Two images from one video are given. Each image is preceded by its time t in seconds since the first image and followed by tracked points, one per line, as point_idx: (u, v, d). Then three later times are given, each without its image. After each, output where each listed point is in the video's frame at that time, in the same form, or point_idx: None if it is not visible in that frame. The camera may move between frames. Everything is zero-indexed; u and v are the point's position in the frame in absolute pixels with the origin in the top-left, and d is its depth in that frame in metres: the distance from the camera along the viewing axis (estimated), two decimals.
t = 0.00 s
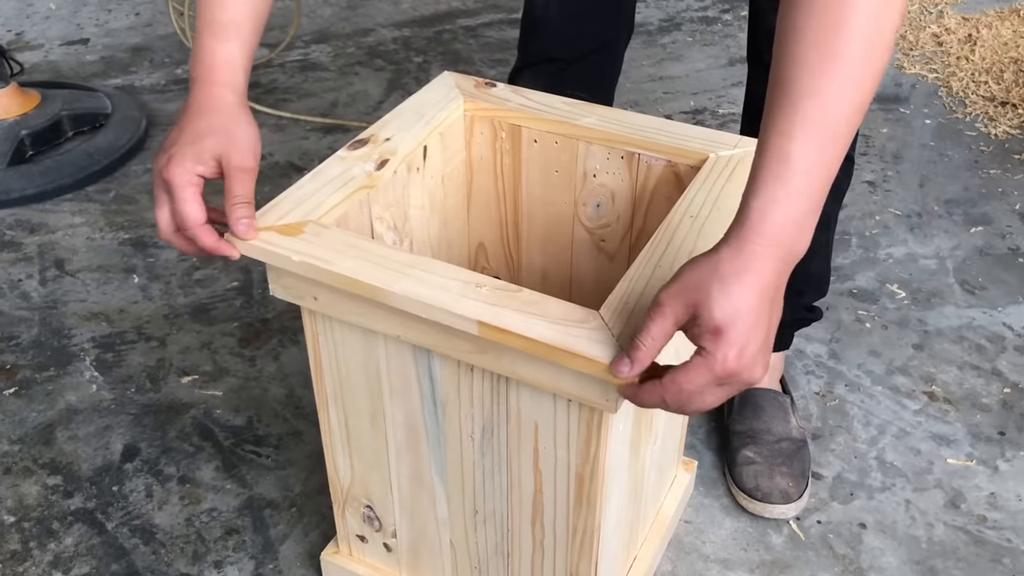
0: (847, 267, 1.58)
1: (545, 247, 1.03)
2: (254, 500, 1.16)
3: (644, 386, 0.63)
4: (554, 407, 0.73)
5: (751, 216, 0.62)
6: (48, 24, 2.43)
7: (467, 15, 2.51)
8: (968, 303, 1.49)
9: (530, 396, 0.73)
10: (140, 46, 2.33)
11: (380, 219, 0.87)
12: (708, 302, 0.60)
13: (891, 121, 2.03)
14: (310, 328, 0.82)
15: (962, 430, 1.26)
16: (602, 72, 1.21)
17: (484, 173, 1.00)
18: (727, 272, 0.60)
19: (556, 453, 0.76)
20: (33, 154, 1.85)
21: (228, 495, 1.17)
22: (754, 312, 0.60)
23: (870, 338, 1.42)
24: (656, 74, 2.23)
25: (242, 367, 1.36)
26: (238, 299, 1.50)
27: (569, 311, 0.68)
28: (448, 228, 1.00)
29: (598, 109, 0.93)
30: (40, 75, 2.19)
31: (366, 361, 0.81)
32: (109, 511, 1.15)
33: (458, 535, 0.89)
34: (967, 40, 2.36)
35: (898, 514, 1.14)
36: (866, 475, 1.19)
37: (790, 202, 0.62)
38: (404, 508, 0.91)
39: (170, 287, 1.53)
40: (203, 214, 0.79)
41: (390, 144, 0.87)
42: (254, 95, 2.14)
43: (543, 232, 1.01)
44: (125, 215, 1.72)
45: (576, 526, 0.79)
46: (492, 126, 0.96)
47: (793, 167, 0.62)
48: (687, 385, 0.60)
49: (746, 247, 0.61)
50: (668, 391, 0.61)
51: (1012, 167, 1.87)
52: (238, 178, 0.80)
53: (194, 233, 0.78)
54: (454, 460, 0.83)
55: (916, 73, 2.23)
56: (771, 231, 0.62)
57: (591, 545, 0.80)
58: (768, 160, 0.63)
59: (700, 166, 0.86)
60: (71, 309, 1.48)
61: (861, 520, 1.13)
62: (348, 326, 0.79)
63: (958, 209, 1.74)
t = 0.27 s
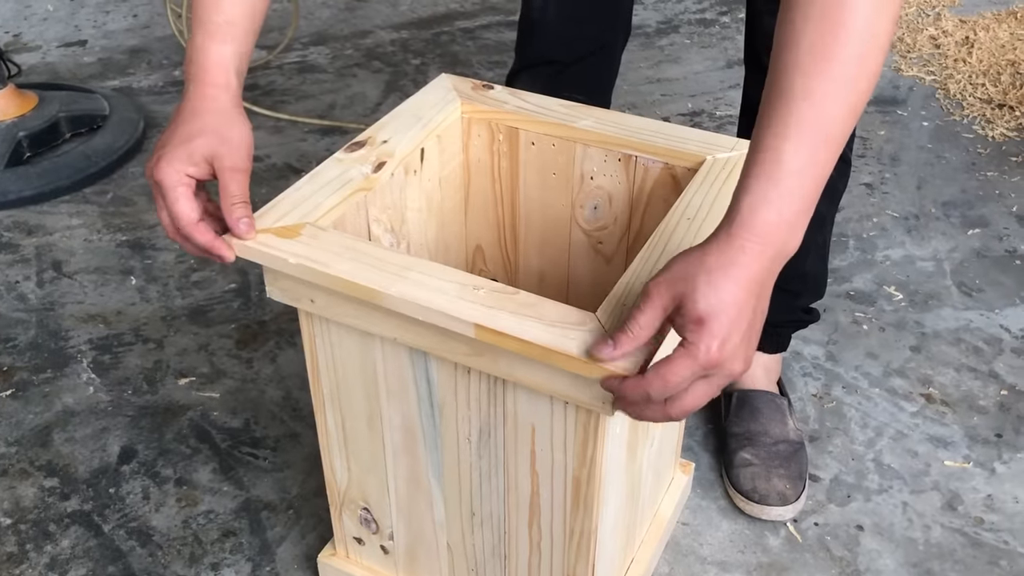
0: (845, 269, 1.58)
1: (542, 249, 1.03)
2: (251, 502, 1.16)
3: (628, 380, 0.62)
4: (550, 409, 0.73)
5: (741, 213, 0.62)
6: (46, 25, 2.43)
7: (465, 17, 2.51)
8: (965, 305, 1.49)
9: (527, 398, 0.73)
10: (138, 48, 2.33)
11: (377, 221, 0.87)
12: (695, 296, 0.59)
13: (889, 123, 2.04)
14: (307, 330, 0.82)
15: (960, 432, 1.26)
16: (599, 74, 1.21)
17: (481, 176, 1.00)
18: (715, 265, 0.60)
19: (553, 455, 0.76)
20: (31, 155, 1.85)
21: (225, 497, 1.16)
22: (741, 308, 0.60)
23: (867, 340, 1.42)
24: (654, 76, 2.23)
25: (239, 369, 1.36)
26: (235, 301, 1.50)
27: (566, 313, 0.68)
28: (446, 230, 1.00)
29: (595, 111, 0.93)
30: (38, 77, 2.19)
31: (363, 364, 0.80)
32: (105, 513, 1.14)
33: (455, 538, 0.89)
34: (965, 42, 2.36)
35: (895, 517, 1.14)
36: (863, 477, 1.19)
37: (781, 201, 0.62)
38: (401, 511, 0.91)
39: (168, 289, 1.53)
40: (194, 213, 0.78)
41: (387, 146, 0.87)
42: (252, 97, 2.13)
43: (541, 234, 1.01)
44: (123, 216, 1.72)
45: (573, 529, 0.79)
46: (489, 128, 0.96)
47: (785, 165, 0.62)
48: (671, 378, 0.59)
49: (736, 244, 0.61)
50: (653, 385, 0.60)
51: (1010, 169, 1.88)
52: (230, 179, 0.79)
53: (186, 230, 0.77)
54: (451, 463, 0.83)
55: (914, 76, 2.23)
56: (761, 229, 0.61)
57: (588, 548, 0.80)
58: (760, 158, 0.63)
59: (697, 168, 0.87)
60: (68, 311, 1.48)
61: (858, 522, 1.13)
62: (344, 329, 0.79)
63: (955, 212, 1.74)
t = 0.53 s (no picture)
0: (842, 269, 1.58)
1: (540, 249, 1.03)
2: (248, 504, 1.16)
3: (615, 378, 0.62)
4: (547, 411, 0.73)
5: (723, 203, 0.62)
6: (43, 26, 2.42)
7: (462, 17, 2.51)
8: (962, 306, 1.50)
9: (524, 400, 0.73)
10: (135, 49, 2.33)
11: (375, 222, 0.87)
12: (672, 283, 0.60)
13: (886, 124, 2.04)
14: (304, 331, 0.82)
15: (957, 432, 1.26)
16: (597, 75, 1.21)
17: (479, 176, 1.00)
18: (694, 252, 0.61)
19: (550, 456, 0.76)
20: (28, 156, 1.85)
21: (223, 498, 1.16)
22: (719, 299, 0.60)
23: (864, 341, 1.42)
24: (651, 77, 2.23)
25: (236, 370, 1.36)
26: (232, 302, 1.50)
27: (562, 314, 0.68)
28: (443, 231, 1.00)
29: (593, 112, 0.93)
30: (35, 78, 2.18)
31: (360, 365, 0.80)
32: (102, 515, 1.14)
33: (452, 538, 0.89)
34: (961, 44, 2.37)
35: (892, 517, 1.14)
36: (860, 478, 1.19)
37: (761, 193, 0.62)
38: (399, 512, 0.91)
39: (165, 290, 1.53)
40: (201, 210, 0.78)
41: (385, 147, 0.87)
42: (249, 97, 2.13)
43: (538, 235, 1.01)
44: (120, 217, 1.72)
45: (570, 530, 0.79)
46: (486, 129, 0.96)
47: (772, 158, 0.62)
48: (649, 367, 0.59)
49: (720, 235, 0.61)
50: (635, 375, 0.60)
51: (1006, 170, 1.88)
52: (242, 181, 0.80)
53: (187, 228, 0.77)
54: (448, 464, 0.83)
55: (911, 77, 2.23)
56: (742, 220, 0.62)
57: (585, 549, 0.80)
58: (746, 149, 0.63)
59: (693, 170, 0.87)
60: (65, 312, 1.48)
61: (855, 523, 1.13)
62: (341, 330, 0.79)
63: (952, 212, 1.74)
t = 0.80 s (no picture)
0: (840, 269, 1.59)
1: (538, 249, 1.03)
2: (247, 504, 1.16)
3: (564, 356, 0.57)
4: (546, 411, 0.73)
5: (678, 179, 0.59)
6: (41, 26, 2.42)
7: (461, 18, 2.51)
8: (960, 306, 1.50)
9: (522, 400, 0.73)
10: (133, 49, 2.33)
11: (373, 222, 0.87)
12: (616, 255, 0.56)
13: (884, 124, 2.04)
14: (302, 332, 0.82)
15: (955, 432, 1.26)
16: (595, 75, 1.21)
17: (478, 176, 1.00)
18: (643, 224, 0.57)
19: (548, 456, 0.76)
20: (26, 156, 1.85)
21: (221, 499, 1.16)
22: (664, 261, 0.56)
23: (863, 341, 1.42)
24: (650, 77, 2.23)
25: (235, 370, 1.36)
26: (231, 303, 1.50)
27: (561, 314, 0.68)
28: (441, 231, 1.00)
29: (591, 112, 0.93)
30: (33, 78, 2.18)
31: (358, 365, 0.80)
32: (101, 515, 1.14)
33: (451, 539, 0.89)
34: (960, 44, 2.37)
35: (890, 517, 1.14)
36: (859, 478, 1.19)
37: (717, 171, 0.59)
38: (397, 512, 0.91)
39: (163, 290, 1.53)
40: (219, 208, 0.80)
41: (383, 147, 0.88)
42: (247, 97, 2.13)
43: (536, 235, 1.02)
44: (119, 217, 1.72)
45: (568, 529, 0.79)
46: (485, 129, 0.96)
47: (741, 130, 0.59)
48: (580, 315, 0.55)
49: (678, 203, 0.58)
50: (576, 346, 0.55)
51: (1004, 170, 1.88)
52: (268, 175, 0.80)
53: (195, 224, 0.78)
54: (446, 464, 0.83)
55: (909, 77, 2.24)
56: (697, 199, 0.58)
57: (583, 548, 0.80)
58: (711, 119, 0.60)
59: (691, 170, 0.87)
60: (63, 312, 1.48)
61: (854, 523, 1.13)
62: (340, 330, 0.79)
63: (951, 212, 1.74)
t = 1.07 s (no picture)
0: (838, 269, 1.59)
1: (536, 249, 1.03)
2: (246, 504, 1.16)
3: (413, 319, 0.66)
4: (545, 410, 0.73)
5: (544, 169, 0.64)
6: (40, 26, 2.42)
7: (460, 18, 2.51)
8: (958, 306, 1.50)
9: (521, 400, 0.73)
10: (132, 49, 2.33)
11: (372, 222, 0.87)
12: (471, 239, 0.63)
13: (882, 124, 2.04)
14: (301, 331, 0.82)
15: (953, 432, 1.27)
16: (594, 75, 1.22)
17: (476, 176, 1.00)
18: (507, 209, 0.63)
19: (547, 456, 0.76)
20: (25, 156, 1.85)
21: (220, 498, 1.16)
22: (509, 253, 0.62)
23: (861, 340, 1.42)
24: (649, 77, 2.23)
25: (234, 370, 1.36)
26: (230, 302, 1.50)
27: (560, 314, 0.68)
28: (439, 231, 1.00)
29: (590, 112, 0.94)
30: (32, 77, 2.18)
31: (357, 365, 0.81)
32: (100, 514, 1.14)
33: (450, 538, 0.89)
34: (958, 44, 2.37)
35: (889, 517, 1.14)
36: (857, 478, 1.19)
37: (579, 167, 0.64)
38: (396, 512, 0.91)
39: (162, 290, 1.53)
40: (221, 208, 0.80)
41: (382, 147, 0.88)
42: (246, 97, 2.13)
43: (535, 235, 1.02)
44: (118, 217, 1.72)
45: (567, 529, 0.80)
46: (484, 129, 0.96)
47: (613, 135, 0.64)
48: (427, 294, 0.64)
49: (539, 195, 0.63)
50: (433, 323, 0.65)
51: (1003, 170, 1.88)
52: (269, 176, 0.80)
53: (192, 224, 0.79)
54: (445, 464, 0.83)
55: (907, 77, 2.24)
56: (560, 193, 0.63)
57: (582, 548, 0.80)
58: (584, 120, 0.65)
59: (691, 170, 0.87)
60: (62, 312, 1.48)
61: (852, 522, 1.13)
62: (338, 329, 0.79)
63: (949, 212, 1.74)
